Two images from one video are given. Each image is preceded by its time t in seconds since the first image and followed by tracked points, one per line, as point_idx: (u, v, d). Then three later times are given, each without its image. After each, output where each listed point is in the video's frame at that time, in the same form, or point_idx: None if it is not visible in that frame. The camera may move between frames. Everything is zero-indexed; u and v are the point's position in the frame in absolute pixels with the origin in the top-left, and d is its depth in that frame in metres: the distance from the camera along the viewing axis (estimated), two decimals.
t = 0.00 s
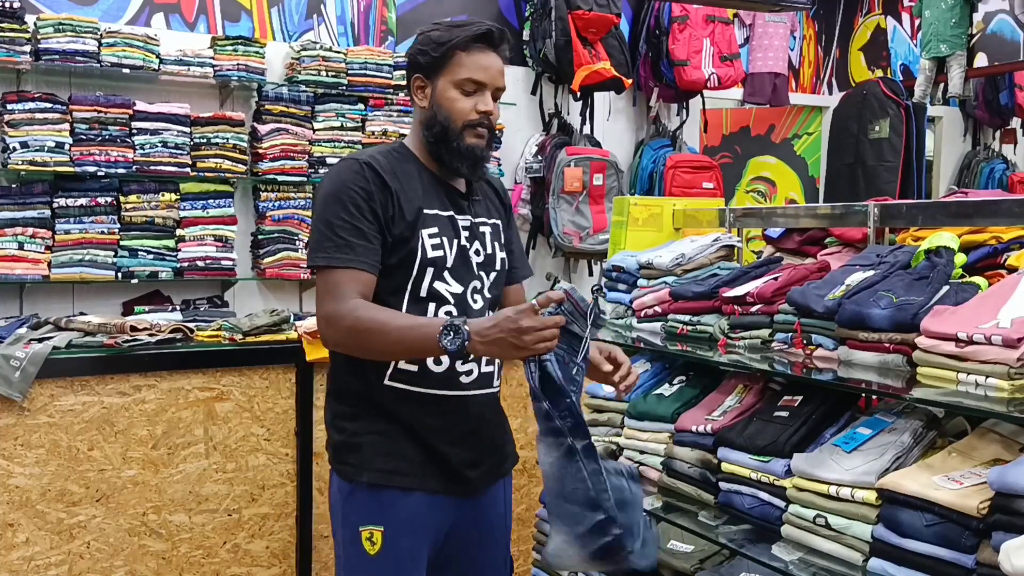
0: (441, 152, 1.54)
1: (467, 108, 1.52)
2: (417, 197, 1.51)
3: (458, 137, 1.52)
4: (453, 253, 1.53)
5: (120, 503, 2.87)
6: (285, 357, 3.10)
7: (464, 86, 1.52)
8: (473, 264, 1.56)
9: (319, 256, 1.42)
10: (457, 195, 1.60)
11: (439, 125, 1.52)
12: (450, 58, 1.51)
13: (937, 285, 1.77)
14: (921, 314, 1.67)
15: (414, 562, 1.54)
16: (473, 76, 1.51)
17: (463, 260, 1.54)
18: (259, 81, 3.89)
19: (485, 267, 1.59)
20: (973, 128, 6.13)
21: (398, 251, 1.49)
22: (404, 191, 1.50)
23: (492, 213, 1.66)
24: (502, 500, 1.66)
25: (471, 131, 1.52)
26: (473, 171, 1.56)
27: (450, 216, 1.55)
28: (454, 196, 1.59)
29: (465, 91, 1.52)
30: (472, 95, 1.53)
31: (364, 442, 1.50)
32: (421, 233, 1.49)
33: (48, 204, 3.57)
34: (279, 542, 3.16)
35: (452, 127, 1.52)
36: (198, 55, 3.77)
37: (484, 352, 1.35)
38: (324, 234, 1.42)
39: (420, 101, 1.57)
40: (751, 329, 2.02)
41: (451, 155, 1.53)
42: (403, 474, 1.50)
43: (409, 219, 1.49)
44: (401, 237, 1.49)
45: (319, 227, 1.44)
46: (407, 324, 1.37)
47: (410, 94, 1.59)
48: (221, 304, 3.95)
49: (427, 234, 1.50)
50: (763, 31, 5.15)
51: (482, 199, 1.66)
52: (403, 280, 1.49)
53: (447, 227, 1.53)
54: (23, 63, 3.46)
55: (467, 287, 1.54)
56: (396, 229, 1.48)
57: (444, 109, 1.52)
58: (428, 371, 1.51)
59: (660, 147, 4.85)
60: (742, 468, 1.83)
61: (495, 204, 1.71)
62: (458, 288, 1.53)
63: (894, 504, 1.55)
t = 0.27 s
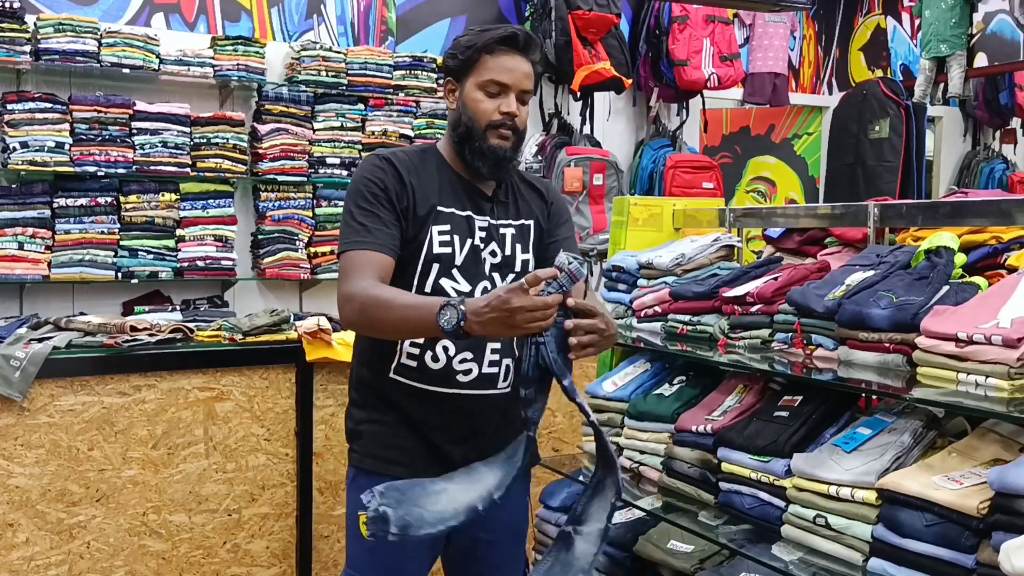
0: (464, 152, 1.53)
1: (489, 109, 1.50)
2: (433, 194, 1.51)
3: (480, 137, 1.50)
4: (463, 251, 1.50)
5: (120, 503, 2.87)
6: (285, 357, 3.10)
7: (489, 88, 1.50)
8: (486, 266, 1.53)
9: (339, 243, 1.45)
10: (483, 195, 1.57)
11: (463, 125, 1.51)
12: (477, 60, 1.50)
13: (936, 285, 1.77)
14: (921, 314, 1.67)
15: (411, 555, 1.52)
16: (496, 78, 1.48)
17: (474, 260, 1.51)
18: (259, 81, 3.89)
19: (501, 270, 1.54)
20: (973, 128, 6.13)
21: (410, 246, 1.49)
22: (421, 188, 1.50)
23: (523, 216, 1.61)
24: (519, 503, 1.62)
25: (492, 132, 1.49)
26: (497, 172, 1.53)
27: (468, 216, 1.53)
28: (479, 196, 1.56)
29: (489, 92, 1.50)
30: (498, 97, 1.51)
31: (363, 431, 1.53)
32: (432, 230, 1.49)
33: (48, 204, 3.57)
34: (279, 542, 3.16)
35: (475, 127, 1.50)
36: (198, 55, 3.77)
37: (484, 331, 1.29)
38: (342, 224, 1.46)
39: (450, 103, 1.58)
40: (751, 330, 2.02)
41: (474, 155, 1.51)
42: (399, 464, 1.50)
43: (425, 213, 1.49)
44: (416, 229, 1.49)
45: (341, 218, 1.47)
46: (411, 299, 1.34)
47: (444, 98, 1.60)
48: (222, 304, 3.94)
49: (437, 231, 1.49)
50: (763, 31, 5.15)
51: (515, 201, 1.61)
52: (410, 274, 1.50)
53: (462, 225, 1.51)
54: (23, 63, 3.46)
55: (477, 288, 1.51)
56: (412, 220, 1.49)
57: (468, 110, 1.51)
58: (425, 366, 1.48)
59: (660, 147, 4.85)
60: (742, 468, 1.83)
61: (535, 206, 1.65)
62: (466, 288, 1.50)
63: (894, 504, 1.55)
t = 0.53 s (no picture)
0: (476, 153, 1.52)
1: (499, 113, 1.49)
2: (442, 194, 1.51)
3: (489, 139, 1.49)
4: (468, 252, 1.50)
5: (120, 503, 2.87)
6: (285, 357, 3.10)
7: (501, 92, 1.48)
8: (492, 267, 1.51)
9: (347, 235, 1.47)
10: (495, 196, 1.55)
11: (475, 127, 1.51)
12: (492, 63, 1.48)
13: (937, 285, 1.77)
14: (922, 314, 1.67)
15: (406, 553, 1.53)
16: (508, 82, 1.47)
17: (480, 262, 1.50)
18: (259, 81, 3.89)
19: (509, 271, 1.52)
20: (973, 128, 6.14)
21: (417, 243, 1.51)
22: (431, 186, 1.51)
23: (539, 218, 1.58)
24: (519, 503, 1.58)
25: (501, 134, 1.48)
26: (505, 174, 1.51)
27: (477, 216, 1.52)
28: (491, 196, 1.54)
29: (502, 96, 1.49)
30: (511, 101, 1.49)
31: (367, 423, 1.55)
32: (438, 229, 1.49)
33: (48, 204, 3.57)
34: (279, 542, 3.16)
35: (486, 129, 1.49)
36: (198, 55, 3.77)
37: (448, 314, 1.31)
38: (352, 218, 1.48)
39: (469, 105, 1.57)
40: (751, 329, 2.02)
41: (484, 156, 1.50)
42: (397, 459, 1.50)
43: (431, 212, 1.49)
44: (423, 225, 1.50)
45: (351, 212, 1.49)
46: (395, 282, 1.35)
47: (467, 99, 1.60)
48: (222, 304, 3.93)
49: (443, 229, 1.49)
50: (763, 31, 5.15)
51: (530, 203, 1.58)
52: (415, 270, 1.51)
53: (468, 225, 1.50)
54: (23, 63, 3.46)
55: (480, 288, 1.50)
56: (418, 218, 1.50)
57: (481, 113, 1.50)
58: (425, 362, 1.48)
59: (660, 147, 4.84)
60: (743, 468, 1.83)
61: (553, 207, 1.61)
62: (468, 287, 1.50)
63: (894, 504, 1.55)
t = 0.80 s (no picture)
0: (477, 152, 1.53)
1: (499, 110, 1.50)
2: (443, 191, 1.51)
3: (489, 137, 1.49)
4: (467, 250, 1.50)
5: (120, 503, 2.87)
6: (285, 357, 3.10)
7: (501, 91, 1.50)
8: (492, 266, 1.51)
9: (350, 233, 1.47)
10: (496, 195, 1.55)
11: (476, 126, 1.52)
12: (494, 61, 1.50)
13: (937, 285, 1.77)
14: (922, 314, 1.67)
15: (406, 552, 1.53)
16: (508, 80, 1.48)
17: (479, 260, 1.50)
18: (259, 81, 3.89)
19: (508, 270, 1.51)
20: (973, 128, 6.14)
21: (417, 242, 1.51)
22: (432, 184, 1.51)
23: (540, 217, 1.58)
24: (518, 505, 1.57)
25: (502, 132, 1.48)
26: (505, 172, 1.50)
27: (478, 214, 1.52)
28: (492, 196, 1.54)
29: (502, 94, 1.50)
30: (512, 99, 1.50)
31: (369, 421, 1.56)
32: (438, 225, 1.49)
33: (48, 204, 3.57)
34: (279, 543, 3.16)
35: (488, 127, 1.50)
36: (198, 54, 3.77)
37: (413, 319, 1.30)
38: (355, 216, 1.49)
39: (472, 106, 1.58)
40: (751, 329, 2.02)
41: (486, 155, 1.50)
42: (397, 459, 1.51)
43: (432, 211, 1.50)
44: (423, 225, 1.50)
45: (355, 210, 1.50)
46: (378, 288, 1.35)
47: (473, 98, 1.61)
48: (222, 304, 3.93)
49: (443, 227, 1.49)
50: (763, 31, 5.15)
51: (532, 202, 1.58)
52: (416, 268, 1.51)
53: (468, 223, 1.50)
54: (23, 63, 3.45)
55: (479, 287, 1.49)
56: (419, 217, 1.50)
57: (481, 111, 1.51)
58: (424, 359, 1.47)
59: (660, 147, 4.85)
60: (743, 468, 1.83)
61: (555, 206, 1.60)
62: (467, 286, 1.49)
63: (895, 504, 1.55)
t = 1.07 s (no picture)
0: (474, 152, 1.53)
1: (495, 108, 1.50)
2: (443, 194, 1.51)
3: (486, 135, 1.49)
4: (467, 251, 1.49)
5: (119, 503, 2.87)
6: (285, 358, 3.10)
7: (496, 87, 1.49)
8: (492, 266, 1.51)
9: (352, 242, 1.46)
10: (494, 195, 1.55)
11: (472, 125, 1.52)
12: (489, 59, 1.50)
13: (936, 285, 1.77)
14: (922, 314, 1.67)
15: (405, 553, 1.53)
16: (503, 77, 1.48)
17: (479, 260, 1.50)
18: (259, 81, 3.89)
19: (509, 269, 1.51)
20: (973, 128, 6.14)
21: (417, 246, 1.50)
22: (431, 188, 1.51)
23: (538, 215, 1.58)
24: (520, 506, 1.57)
25: (499, 132, 1.48)
26: (503, 169, 1.50)
27: (476, 216, 1.52)
28: (491, 196, 1.54)
29: (497, 91, 1.50)
30: (507, 97, 1.50)
31: (368, 422, 1.56)
32: (438, 229, 1.49)
33: (48, 204, 3.57)
34: (279, 543, 3.16)
35: (484, 126, 1.50)
36: (198, 54, 3.77)
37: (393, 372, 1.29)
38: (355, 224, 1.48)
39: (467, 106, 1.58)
40: (751, 330, 2.02)
41: (484, 155, 1.50)
42: (397, 459, 1.51)
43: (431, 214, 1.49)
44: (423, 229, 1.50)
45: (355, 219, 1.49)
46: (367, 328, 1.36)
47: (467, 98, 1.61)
48: (222, 304, 3.93)
49: (442, 229, 1.49)
50: (763, 31, 5.15)
51: (530, 201, 1.58)
52: (417, 273, 1.50)
53: (467, 224, 1.50)
54: (23, 63, 3.45)
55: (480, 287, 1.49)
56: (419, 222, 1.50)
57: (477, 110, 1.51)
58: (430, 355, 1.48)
59: (660, 147, 4.85)
60: (743, 468, 1.83)
61: (552, 205, 1.61)
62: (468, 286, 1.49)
63: (895, 504, 1.55)
